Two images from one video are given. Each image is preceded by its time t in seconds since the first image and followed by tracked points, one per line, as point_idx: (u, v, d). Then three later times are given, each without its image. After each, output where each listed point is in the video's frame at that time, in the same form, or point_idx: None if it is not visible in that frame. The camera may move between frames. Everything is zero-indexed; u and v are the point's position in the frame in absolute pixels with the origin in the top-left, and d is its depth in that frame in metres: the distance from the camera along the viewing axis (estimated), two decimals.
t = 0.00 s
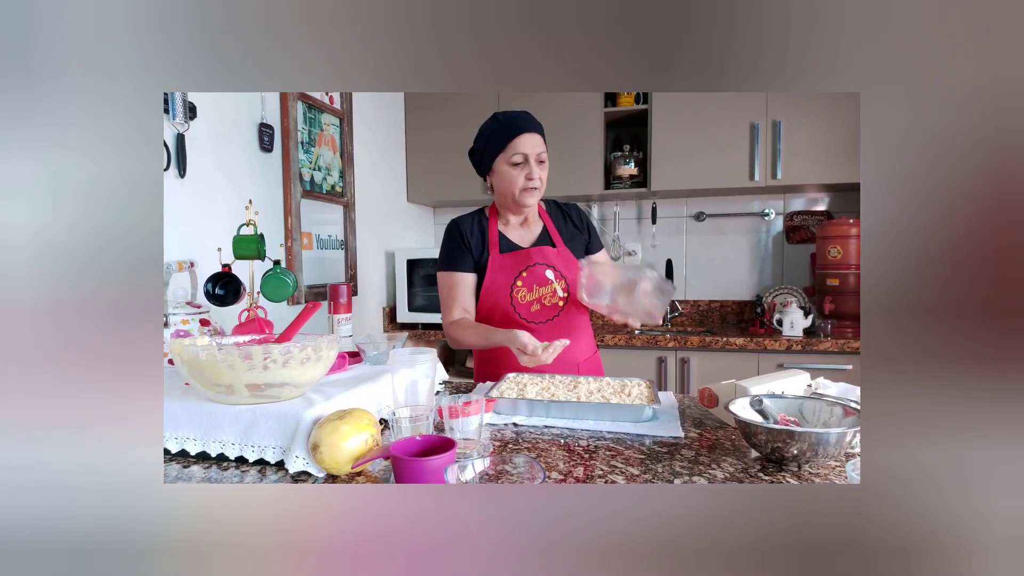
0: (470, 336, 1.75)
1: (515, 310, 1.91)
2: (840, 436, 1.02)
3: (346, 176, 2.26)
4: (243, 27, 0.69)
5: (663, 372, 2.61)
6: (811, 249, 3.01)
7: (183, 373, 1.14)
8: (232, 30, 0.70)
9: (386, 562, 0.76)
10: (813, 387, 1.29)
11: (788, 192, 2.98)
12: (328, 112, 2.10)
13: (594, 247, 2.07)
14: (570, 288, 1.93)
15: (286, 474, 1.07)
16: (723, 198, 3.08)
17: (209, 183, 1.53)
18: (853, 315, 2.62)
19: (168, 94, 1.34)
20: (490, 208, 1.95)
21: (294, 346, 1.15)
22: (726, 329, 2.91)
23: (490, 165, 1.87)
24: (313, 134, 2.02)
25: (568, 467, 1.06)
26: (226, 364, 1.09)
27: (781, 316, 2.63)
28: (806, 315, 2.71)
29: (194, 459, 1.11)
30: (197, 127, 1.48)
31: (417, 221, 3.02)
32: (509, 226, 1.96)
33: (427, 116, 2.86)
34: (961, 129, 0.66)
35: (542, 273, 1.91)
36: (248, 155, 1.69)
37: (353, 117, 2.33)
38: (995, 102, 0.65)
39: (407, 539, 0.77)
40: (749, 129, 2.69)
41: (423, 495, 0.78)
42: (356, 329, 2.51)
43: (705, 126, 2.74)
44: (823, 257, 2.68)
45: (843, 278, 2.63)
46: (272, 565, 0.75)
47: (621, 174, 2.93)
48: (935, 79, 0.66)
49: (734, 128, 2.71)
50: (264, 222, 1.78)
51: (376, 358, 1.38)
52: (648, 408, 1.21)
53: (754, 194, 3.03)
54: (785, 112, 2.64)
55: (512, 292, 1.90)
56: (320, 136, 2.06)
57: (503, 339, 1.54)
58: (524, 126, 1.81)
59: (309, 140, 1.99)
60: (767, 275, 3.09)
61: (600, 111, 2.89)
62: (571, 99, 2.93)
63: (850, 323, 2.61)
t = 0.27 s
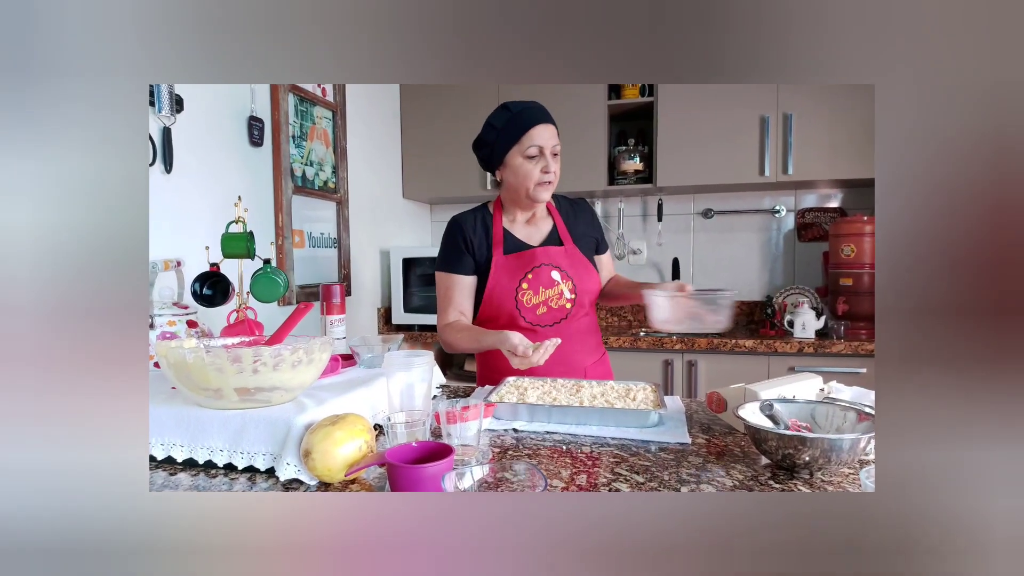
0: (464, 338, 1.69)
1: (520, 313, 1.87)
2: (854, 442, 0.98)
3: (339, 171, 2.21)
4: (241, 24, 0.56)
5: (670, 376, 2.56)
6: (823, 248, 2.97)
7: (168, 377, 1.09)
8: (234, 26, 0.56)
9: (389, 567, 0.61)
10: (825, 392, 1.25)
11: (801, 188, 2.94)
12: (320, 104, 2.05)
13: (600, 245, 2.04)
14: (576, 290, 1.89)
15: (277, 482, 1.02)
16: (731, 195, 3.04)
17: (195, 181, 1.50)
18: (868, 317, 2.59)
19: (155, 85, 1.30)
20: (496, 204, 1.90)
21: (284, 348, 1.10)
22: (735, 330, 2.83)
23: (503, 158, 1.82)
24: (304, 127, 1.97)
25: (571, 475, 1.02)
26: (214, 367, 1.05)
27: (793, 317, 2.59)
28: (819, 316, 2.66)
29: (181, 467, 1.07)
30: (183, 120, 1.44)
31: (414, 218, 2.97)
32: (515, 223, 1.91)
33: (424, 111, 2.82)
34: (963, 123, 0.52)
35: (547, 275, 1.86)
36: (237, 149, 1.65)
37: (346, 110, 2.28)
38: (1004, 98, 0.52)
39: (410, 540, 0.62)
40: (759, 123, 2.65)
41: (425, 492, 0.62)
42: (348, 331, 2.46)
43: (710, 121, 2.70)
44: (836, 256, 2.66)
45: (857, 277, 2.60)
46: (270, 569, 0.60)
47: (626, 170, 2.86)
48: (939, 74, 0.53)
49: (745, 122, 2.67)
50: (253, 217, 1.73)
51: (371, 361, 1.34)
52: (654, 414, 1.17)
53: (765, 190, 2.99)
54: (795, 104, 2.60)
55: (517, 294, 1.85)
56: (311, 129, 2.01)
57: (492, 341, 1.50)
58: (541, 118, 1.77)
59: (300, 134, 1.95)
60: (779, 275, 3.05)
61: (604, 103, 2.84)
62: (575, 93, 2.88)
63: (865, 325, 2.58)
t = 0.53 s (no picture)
0: (472, 339, 1.62)
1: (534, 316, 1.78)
2: (868, 449, 0.94)
3: (332, 167, 2.16)
4: (241, 28, 0.56)
5: (677, 379, 2.52)
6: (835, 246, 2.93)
7: (155, 381, 1.05)
8: (234, 32, 0.56)
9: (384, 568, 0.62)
10: (838, 396, 1.21)
11: (813, 185, 2.91)
12: (312, 97, 2.00)
13: (628, 247, 1.90)
14: (595, 294, 1.78)
15: (268, 490, 0.98)
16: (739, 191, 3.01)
17: (181, 178, 1.45)
18: (882, 317, 2.51)
19: (140, 78, 1.29)
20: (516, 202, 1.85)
21: (276, 350, 1.06)
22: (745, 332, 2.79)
23: (526, 152, 1.79)
24: (296, 121, 1.93)
25: (573, 482, 0.98)
26: (202, 370, 1.01)
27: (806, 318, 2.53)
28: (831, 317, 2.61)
29: (168, 474, 1.03)
30: (170, 112, 1.41)
31: (409, 215, 2.93)
32: (536, 220, 1.86)
33: (420, 105, 2.75)
34: (961, 127, 0.54)
35: (564, 276, 1.78)
36: (227, 143, 1.61)
37: (339, 103, 2.22)
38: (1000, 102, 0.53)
39: (411, 540, 0.63)
40: (769, 116, 2.60)
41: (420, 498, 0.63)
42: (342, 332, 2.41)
43: (715, 115, 2.65)
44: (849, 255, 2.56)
45: (871, 278, 2.51)
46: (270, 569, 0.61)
47: (631, 165, 2.84)
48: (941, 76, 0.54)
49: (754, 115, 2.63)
50: (242, 214, 1.69)
51: (365, 365, 1.29)
52: (659, 419, 1.12)
53: (774, 186, 2.94)
54: (806, 98, 2.56)
55: (530, 296, 1.78)
56: (304, 124, 1.96)
57: (497, 342, 1.45)
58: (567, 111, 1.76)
59: (291, 128, 1.91)
60: (789, 275, 3.00)
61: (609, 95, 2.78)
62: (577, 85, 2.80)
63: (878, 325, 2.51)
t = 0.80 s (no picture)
0: (492, 340, 1.54)
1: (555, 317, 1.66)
2: (882, 454, 0.90)
3: (325, 162, 2.12)
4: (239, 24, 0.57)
5: (683, 382, 2.48)
6: (847, 245, 2.82)
7: (142, 385, 1.01)
8: (235, 31, 0.57)
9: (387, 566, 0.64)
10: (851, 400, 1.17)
11: (824, 180, 2.78)
12: (304, 90, 1.96)
13: (666, 249, 1.72)
14: (623, 297, 1.64)
15: (258, 498, 0.94)
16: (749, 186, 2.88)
17: (167, 176, 1.42)
18: (897, 318, 2.48)
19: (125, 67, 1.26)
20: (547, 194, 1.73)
21: (267, 352, 1.03)
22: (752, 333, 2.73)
23: (560, 142, 1.66)
24: (287, 114, 1.89)
25: (576, 489, 0.94)
26: (190, 373, 0.97)
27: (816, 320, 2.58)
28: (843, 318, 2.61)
29: (154, 481, 0.99)
30: (158, 104, 1.38)
31: (405, 213, 2.88)
32: (567, 215, 1.73)
33: (417, 100, 2.71)
34: (963, 127, 0.54)
35: (590, 276, 1.65)
36: (217, 138, 1.57)
37: (332, 95, 2.18)
38: (1004, 101, 0.53)
39: (411, 539, 0.65)
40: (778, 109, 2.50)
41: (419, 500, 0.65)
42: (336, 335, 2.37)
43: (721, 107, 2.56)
44: (862, 254, 2.52)
45: (885, 277, 2.48)
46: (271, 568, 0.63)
47: (635, 161, 2.71)
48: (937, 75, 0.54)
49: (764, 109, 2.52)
50: (233, 212, 1.65)
51: (360, 368, 1.25)
52: (665, 424, 1.09)
53: (785, 182, 2.82)
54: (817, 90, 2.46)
55: (553, 295, 1.66)
56: (295, 117, 1.93)
57: (511, 342, 1.39)
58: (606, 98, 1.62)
59: (283, 122, 1.87)
60: (800, 274, 2.88)
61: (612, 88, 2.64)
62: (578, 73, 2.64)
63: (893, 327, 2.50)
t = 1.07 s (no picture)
0: (506, 343, 1.46)
1: (571, 319, 1.59)
2: (896, 461, 0.86)
3: (318, 157, 2.09)
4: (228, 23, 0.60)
5: (689, 384, 2.40)
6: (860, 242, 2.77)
7: (128, 388, 0.97)
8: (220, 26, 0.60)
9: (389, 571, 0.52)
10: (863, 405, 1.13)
11: (836, 176, 2.75)
12: (297, 83, 1.94)
13: (690, 250, 1.62)
14: (642, 299, 1.56)
15: (248, 506, 0.91)
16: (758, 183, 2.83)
17: (154, 173, 1.39)
18: (909, 320, 2.47)
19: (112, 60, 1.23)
20: (565, 189, 1.65)
21: (258, 354, 0.99)
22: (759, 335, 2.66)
23: (580, 135, 1.55)
24: (279, 108, 1.86)
25: (578, 497, 0.91)
26: (178, 377, 0.94)
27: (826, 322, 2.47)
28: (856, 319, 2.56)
29: (141, 489, 0.96)
30: (146, 96, 1.35)
31: (401, 211, 2.84)
32: (586, 212, 1.64)
33: (415, 94, 2.68)
34: (960, 126, 0.43)
35: (607, 278, 1.57)
36: (207, 133, 1.55)
37: (325, 88, 2.15)
38: (1008, 101, 0.42)
39: (414, 538, 0.52)
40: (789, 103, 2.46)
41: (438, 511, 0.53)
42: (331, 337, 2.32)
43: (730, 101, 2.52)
44: (874, 253, 2.49)
45: (898, 277, 2.44)
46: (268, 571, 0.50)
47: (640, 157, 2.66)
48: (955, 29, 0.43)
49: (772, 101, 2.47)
50: (223, 210, 1.62)
51: (355, 370, 1.22)
52: (671, 429, 1.05)
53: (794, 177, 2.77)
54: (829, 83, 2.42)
55: (568, 296, 1.59)
56: (287, 111, 1.90)
57: (522, 344, 1.35)
58: (628, 87, 1.49)
59: (274, 116, 1.84)
60: (810, 274, 2.83)
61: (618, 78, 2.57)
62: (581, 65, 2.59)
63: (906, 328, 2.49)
